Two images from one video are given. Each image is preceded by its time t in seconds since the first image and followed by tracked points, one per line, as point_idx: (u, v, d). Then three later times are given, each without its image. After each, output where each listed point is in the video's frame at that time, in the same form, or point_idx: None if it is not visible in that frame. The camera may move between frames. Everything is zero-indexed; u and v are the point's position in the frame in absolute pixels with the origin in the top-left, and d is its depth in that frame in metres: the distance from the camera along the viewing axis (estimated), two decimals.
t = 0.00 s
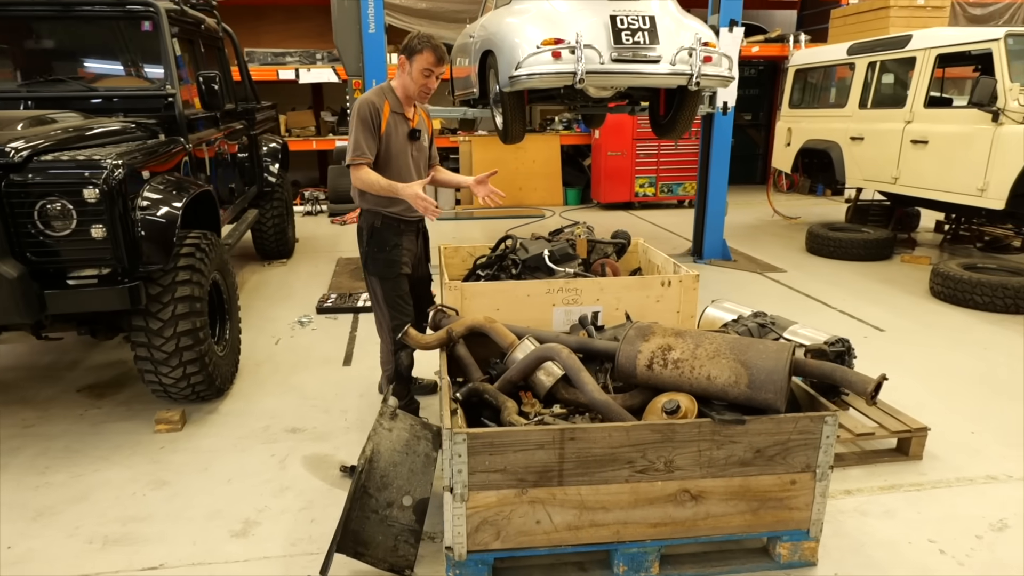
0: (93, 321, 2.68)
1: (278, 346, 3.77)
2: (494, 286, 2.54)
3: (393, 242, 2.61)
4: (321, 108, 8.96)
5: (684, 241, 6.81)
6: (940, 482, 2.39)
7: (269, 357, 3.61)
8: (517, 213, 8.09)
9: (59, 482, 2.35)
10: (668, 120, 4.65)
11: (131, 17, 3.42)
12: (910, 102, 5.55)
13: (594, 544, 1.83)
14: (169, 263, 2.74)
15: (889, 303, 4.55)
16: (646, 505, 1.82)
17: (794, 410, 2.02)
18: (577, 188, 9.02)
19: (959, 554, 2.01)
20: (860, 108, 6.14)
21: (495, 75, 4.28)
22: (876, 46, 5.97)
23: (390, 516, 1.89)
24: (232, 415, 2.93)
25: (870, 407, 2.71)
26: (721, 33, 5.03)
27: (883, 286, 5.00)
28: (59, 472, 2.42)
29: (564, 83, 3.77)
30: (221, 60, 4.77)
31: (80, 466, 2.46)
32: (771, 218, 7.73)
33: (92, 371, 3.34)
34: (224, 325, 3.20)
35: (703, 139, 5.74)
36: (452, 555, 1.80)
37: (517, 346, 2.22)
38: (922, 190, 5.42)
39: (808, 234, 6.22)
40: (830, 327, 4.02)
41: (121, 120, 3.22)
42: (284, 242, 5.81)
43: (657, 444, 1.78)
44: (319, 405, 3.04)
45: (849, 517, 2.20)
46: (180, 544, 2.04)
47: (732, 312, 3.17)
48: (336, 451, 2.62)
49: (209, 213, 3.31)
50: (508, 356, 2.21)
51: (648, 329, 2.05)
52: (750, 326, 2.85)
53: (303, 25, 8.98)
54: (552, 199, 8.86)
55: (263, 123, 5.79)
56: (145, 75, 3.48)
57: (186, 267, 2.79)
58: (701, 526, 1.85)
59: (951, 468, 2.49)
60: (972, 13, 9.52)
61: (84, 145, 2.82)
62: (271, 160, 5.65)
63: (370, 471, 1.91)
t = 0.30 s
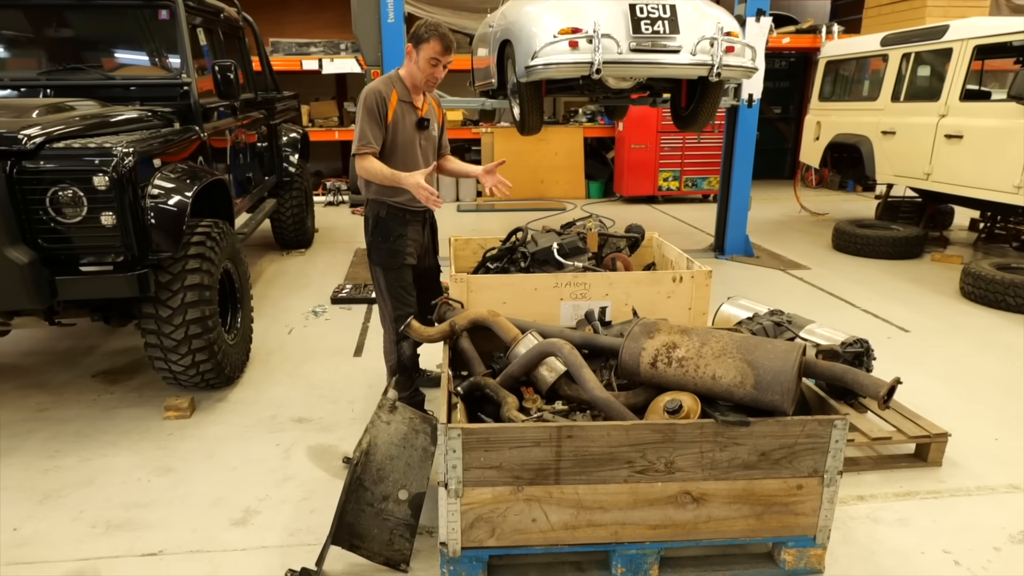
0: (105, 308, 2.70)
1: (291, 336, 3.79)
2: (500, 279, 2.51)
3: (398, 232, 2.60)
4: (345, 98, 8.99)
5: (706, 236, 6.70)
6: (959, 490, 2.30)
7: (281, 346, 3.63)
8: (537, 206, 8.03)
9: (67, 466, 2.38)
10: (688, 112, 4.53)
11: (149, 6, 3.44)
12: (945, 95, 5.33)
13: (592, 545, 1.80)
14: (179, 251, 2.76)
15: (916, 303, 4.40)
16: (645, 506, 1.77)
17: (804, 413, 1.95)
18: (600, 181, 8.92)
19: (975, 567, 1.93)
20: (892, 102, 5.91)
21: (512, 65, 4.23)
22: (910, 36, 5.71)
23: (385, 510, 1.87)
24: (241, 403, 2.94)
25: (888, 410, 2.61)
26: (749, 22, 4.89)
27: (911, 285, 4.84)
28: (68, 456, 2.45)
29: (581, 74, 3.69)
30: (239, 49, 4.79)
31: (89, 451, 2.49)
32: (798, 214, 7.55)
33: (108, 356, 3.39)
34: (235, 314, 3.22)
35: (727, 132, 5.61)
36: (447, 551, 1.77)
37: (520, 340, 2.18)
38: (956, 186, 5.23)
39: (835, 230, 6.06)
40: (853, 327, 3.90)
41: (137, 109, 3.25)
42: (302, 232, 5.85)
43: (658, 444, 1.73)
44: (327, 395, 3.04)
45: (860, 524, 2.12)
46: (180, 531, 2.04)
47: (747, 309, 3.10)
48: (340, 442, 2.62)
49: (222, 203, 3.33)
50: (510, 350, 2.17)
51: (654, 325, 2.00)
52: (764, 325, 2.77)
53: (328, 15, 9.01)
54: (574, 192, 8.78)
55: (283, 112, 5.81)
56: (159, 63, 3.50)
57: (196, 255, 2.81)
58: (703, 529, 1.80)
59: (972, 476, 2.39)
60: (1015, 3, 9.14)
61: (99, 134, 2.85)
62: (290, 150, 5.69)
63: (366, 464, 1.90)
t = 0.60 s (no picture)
0: (109, 293, 2.72)
1: (296, 323, 3.80)
2: (499, 269, 2.48)
3: (400, 220, 2.58)
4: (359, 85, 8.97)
5: (720, 227, 6.61)
6: (966, 491, 2.24)
7: (286, 333, 3.64)
8: (550, 195, 7.97)
9: (69, 449, 2.41)
10: (701, 101, 4.45)
11: None
12: (968, 84, 5.17)
13: (582, 540, 1.77)
14: (182, 237, 2.76)
15: (932, 298, 4.30)
16: (637, 502, 1.74)
17: (803, 410, 1.90)
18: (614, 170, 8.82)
19: (977, 571, 1.88)
20: (914, 91, 5.74)
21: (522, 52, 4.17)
22: (934, 24, 5.54)
23: (375, 501, 1.86)
24: (242, 390, 2.96)
25: (895, 408, 2.55)
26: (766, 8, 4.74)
27: (928, 280, 4.72)
28: (70, 439, 2.48)
29: (589, 62, 3.64)
30: (248, 36, 4.77)
31: (91, 435, 2.51)
32: (816, 206, 7.41)
33: (115, 341, 3.43)
34: (239, 301, 3.23)
35: (742, 121, 5.50)
36: (435, 543, 1.76)
37: (516, 331, 2.15)
38: (977, 179, 5.08)
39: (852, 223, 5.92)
40: (865, 322, 3.82)
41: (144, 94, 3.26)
42: (313, 219, 5.86)
43: (650, 440, 1.70)
44: (329, 383, 3.04)
45: (860, 524, 2.08)
46: (175, 516, 2.05)
47: (754, 302, 3.04)
48: (338, 430, 2.62)
49: (228, 189, 3.33)
50: (506, 341, 2.15)
51: (650, 319, 1.96)
52: (770, 321, 2.72)
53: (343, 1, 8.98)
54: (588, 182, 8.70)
55: (295, 98, 5.79)
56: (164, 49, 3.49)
57: (199, 242, 2.81)
58: (695, 526, 1.77)
59: (980, 477, 2.33)
60: None
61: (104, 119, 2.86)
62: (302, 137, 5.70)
63: (357, 454, 1.89)
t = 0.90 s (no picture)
0: (112, 283, 2.74)
1: (302, 314, 3.81)
2: (497, 263, 2.45)
3: (403, 214, 2.57)
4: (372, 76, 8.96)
5: (733, 220, 6.52)
6: (970, 493, 2.19)
7: (291, 324, 3.65)
8: (562, 186, 7.92)
9: (71, 438, 2.44)
10: (711, 93, 4.37)
11: None
12: (988, 75, 5.02)
13: (572, 538, 1.76)
14: (183, 228, 2.77)
15: (946, 295, 4.21)
16: (627, 501, 1.72)
17: (800, 410, 1.86)
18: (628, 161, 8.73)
19: None
20: (933, 82, 5.60)
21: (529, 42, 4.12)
22: (954, 13, 5.38)
23: (366, 495, 1.85)
24: (244, 381, 2.97)
25: (900, 407, 2.50)
26: None
27: (943, 275, 4.62)
28: (72, 428, 2.51)
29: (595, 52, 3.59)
30: (256, 26, 4.76)
31: (93, 424, 2.54)
32: (831, 199, 7.28)
33: (122, 330, 3.46)
34: (243, 292, 3.25)
35: (755, 112, 5.39)
36: (424, 539, 1.75)
37: (511, 327, 2.13)
38: (996, 172, 4.95)
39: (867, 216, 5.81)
40: (876, 318, 3.75)
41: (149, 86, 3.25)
42: (323, 210, 5.87)
43: (640, 439, 1.68)
44: (330, 375, 3.05)
45: (860, 526, 2.04)
46: (170, 507, 2.07)
47: (760, 298, 3.00)
48: (337, 423, 2.62)
49: (232, 181, 3.33)
50: (501, 337, 2.13)
51: (646, 315, 1.92)
52: (773, 317, 2.69)
53: None
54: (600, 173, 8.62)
55: (304, 89, 5.79)
56: (169, 40, 3.47)
57: (201, 233, 2.81)
58: (688, 526, 1.75)
59: (986, 479, 2.27)
60: None
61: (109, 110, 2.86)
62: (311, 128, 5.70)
63: (349, 447, 1.88)
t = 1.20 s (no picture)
0: (118, 280, 2.77)
1: (307, 311, 3.82)
2: (497, 262, 2.44)
3: (407, 212, 2.57)
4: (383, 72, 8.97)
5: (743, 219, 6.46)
6: (974, 499, 2.16)
7: (295, 321, 3.66)
8: (573, 184, 7.89)
9: (74, 432, 2.47)
10: (720, 91, 4.32)
11: None
12: (1003, 73, 4.93)
13: (565, 539, 1.75)
14: (188, 225, 2.79)
15: (957, 296, 4.14)
16: (621, 503, 1.71)
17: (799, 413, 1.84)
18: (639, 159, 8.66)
19: None
20: (948, 80, 5.51)
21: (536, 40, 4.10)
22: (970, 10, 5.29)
23: (360, 494, 1.86)
24: (247, 377, 2.99)
25: (904, 410, 2.47)
26: None
27: (955, 275, 4.55)
28: (76, 423, 2.54)
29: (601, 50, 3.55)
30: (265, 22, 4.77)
31: (96, 419, 2.57)
32: (844, 197, 7.19)
33: (129, 325, 3.49)
34: (248, 288, 3.26)
35: (765, 110, 5.33)
36: (418, 539, 1.75)
37: (508, 326, 2.12)
38: (1011, 172, 4.86)
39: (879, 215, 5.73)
40: (884, 319, 3.70)
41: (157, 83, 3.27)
42: (331, 207, 5.88)
43: (634, 442, 1.66)
44: (333, 372, 3.06)
45: (860, 531, 2.02)
46: (169, 503, 2.09)
47: (764, 298, 2.97)
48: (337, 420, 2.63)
49: (239, 177, 3.35)
50: (498, 336, 2.12)
51: (643, 316, 1.91)
52: (775, 319, 2.67)
53: None
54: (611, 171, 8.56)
55: (314, 85, 5.79)
56: (178, 37, 3.49)
57: (204, 230, 2.83)
58: (682, 530, 1.73)
59: (991, 484, 2.24)
60: None
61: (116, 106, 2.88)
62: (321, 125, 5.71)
63: (343, 446, 1.88)
